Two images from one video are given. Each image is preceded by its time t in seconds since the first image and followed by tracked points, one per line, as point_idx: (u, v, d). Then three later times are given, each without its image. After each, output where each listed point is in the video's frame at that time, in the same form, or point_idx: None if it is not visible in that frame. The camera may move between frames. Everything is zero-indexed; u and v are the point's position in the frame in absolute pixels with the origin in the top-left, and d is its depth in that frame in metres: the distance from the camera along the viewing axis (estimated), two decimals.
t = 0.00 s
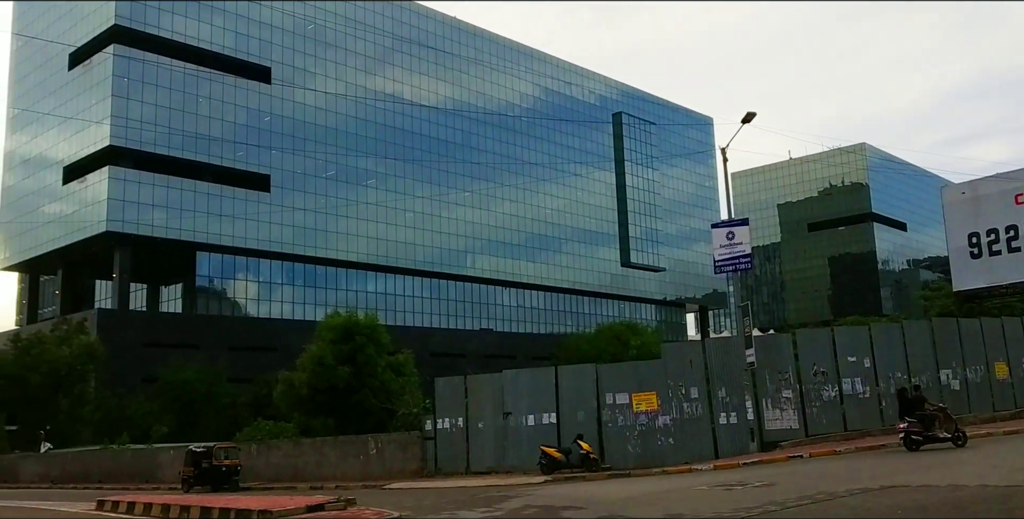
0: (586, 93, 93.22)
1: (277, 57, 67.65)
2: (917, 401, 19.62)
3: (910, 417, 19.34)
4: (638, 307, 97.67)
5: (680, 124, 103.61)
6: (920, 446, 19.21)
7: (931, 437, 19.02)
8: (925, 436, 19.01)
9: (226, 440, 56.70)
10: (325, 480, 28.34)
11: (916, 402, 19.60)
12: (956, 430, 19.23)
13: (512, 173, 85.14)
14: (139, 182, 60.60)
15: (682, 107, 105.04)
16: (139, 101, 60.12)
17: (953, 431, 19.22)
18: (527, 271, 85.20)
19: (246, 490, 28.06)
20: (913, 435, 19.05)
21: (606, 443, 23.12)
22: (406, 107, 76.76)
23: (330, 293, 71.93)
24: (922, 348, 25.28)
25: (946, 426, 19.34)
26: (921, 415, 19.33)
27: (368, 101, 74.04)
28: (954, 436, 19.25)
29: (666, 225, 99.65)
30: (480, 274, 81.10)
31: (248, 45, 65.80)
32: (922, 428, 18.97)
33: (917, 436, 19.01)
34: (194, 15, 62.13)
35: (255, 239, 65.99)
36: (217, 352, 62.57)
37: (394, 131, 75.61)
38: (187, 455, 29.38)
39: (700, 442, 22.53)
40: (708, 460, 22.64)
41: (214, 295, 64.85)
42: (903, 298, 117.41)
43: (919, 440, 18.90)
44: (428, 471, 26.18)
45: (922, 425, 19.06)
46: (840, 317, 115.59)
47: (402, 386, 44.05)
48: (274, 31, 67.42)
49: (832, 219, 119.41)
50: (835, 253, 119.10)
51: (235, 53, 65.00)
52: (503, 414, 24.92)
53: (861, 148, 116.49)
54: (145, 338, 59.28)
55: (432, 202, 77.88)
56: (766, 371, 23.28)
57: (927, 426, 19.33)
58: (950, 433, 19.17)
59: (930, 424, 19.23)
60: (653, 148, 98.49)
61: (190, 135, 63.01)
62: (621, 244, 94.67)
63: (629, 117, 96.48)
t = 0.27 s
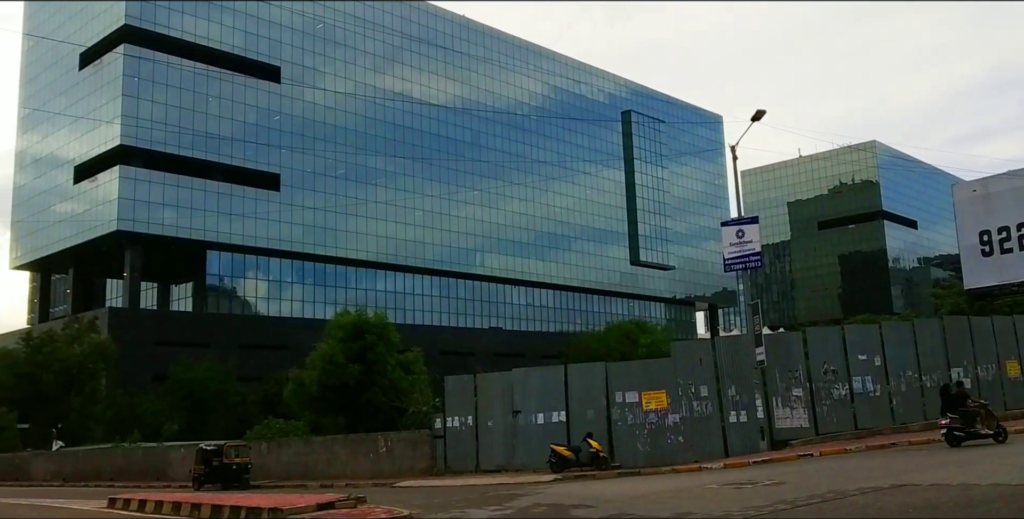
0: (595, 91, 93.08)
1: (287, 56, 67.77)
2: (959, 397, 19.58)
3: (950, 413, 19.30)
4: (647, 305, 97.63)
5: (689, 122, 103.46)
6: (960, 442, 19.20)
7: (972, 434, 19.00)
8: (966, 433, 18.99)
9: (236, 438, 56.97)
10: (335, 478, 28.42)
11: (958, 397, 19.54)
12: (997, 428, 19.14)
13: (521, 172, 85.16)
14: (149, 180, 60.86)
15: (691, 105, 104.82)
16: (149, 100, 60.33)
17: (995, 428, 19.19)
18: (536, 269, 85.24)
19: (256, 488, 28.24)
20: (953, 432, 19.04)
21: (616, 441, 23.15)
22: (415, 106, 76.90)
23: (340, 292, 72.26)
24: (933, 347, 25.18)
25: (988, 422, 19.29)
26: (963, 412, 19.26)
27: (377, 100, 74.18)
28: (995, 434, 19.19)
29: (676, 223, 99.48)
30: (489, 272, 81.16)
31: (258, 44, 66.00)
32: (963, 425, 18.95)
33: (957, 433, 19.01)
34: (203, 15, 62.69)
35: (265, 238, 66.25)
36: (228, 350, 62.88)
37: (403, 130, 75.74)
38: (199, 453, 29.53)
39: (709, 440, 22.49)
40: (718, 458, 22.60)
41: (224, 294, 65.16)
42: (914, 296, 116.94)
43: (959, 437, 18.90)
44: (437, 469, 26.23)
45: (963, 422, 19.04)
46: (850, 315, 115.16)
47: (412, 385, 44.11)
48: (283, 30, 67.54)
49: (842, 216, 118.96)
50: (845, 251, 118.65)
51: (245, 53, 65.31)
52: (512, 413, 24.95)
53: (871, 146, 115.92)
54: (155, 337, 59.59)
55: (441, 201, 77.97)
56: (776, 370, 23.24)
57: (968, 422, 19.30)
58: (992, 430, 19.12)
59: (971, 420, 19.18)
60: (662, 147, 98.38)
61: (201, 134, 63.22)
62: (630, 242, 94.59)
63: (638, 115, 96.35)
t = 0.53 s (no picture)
0: (611, 87, 92.82)
1: (303, 54, 68.03)
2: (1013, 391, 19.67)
3: (1006, 407, 19.39)
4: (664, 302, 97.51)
5: (705, 118, 103.00)
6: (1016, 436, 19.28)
7: None
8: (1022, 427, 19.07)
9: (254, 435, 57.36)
10: (353, 474, 28.58)
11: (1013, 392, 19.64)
12: None
13: (536, 169, 85.12)
14: (167, 179, 61.35)
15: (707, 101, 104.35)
16: (167, 99, 60.79)
17: None
18: (552, 266, 85.21)
19: (274, 485, 28.45)
20: (1009, 426, 19.11)
21: (633, 438, 23.15)
22: (430, 103, 77.04)
23: (356, 289, 72.68)
24: (952, 343, 25.04)
25: None
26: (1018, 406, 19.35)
27: (393, 98, 74.35)
28: None
29: (692, 220, 99.11)
30: (505, 270, 81.23)
31: (274, 42, 66.32)
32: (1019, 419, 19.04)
33: (1014, 427, 19.08)
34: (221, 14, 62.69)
35: (282, 235, 66.65)
36: (246, 347, 63.35)
37: (419, 128, 75.89)
38: (217, 449, 29.79)
39: (726, 437, 22.45)
40: (735, 455, 22.57)
41: (241, 292, 65.67)
42: (933, 292, 115.89)
43: (1015, 431, 18.96)
44: (454, 466, 26.31)
45: (1020, 416, 19.11)
46: (868, 312, 114.32)
47: (429, 382, 44.19)
48: (298, 29, 67.80)
49: (859, 212, 118.13)
50: (863, 247, 117.81)
51: (262, 51, 65.63)
52: (529, 410, 25.00)
53: (888, 142, 114.74)
54: (174, 334, 60.09)
55: (457, 198, 78.10)
56: (793, 366, 23.17)
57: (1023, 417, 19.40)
58: None
59: None
60: (678, 143, 98.00)
61: (218, 133, 63.68)
62: (646, 239, 94.37)
63: (654, 112, 96.03)
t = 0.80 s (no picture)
0: (627, 83, 92.50)
1: (320, 53, 68.23)
2: None
3: None
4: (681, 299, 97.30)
5: (722, 114, 102.46)
6: None
7: None
8: None
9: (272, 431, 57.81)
10: (371, 471, 28.76)
11: None
12: None
13: (553, 165, 84.95)
14: (186, 177, 61.85)
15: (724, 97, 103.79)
16: (186, 98, 61.27)
17: None
18: (569, 263, 85.14)
19: (292, 481, 28.69)
20: None
21: (650, 435, 23.11)
22: (447, 101, 77.13)
23: (373, 286, 72.93)
24: (973, 340, 24.81)
25: None
26: None
27: (410, 95, 74.48)
28: None
29: (709, 216, 98.67)
30: (522, 267, 81.28)
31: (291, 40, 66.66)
32: None
33: None
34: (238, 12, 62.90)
35: (299, 233, 67.11)
36: (264, 345, 63.76)
37: (436, 125, 76.01)
38: (236, 446, 30.12)
39: (744, 434, 22.40)
40: (753, 453, 22.52)
41: (260, 289, 66.17)
42: (955, 288, 114.47)
43: None
44: (471, 463, 26.40)
45: None
46: (887, 308, 113.39)
47: (446, 379, 44.25)
48: (315, 28, 67.62)
49: (878, 209, 117.29)
50: (882, 243, 116.86)
51: (279, 50, 65.98)
52: (546, 407, 25.04)
53: (909, 136, 112.93)
54: (193, 332, 60.62)
55: (473, 196, 78.22)
56: (811, 364, 23.06)
57: None
58: None
59: None
60: (695, 139, 97.56)
61: (235, 131, 64.01)
62: (663, 236, 94.09)
63: (671, 108, 95.63)
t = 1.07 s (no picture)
0: (644, 81, 92.29)
1: (336, 51, 68.62)
2: None
3: None
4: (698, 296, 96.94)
5: (740, 111, 101.97)
6: None
7: None
8: None
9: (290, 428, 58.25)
10: (388, 468, 28.96)
11: None
12: None
13: (570, 163, 84.87)
14: (204, 176, 62.31)
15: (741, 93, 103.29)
16: (204, 97, 61.70)
17: None
18: (586, 261, 85.04)
19: (310, 478, 28.93)
20: None
21: (667, 432, 23.10)
22: (463, 99, 77.24)
23: (391, 284, 73.17)
24: (993, 336, 24.61)
25: None
26: None
27: (427, 93, 74.63)
28: None
29: (726, 213, 98.22)
30: (539, 264, 81.32)
31: (308, 39, 67.04)
32: None
33: None
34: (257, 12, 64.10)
35: (317, 231, 67.46)
36: (282, 342, 64.19)
37: (452, 123, 76.19)
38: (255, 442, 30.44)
39: (761, 432, 22.33)
40: (770, 450, 22.47)
41: (278, 287, 66.65)
42: (976, 286, 113.41)
43: None
44: (488, 460, 26.53)
45: None
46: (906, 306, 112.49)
47: (463, 377, 44.37)
48: (333, 26, 68.71)
49: (896, 205, 116.43)
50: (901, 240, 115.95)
51: (296, 49, 66.40)
52: (563, 404, 25.08)
53: (927, 133, 112.35)
54: (211, 329, 61.11)
55: (490, 193, 78.30)
56: (829, 361, 22.93)
57: None
58: None
59: None
60: (712, 136, 97.14)
61: (254, 130, 64.29)
62: (680, 233, 93.82)
63: (688, 105, 95.25)
